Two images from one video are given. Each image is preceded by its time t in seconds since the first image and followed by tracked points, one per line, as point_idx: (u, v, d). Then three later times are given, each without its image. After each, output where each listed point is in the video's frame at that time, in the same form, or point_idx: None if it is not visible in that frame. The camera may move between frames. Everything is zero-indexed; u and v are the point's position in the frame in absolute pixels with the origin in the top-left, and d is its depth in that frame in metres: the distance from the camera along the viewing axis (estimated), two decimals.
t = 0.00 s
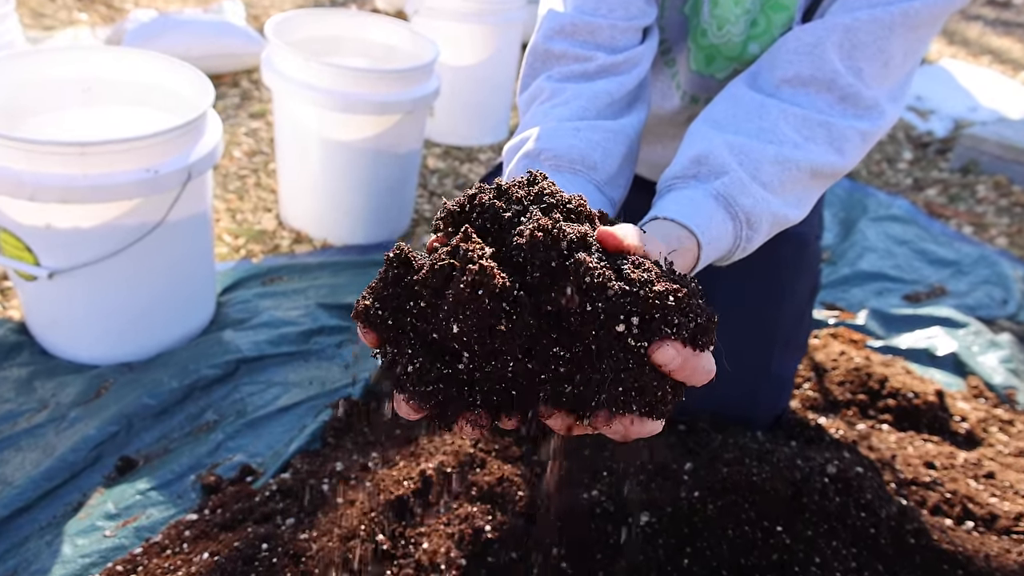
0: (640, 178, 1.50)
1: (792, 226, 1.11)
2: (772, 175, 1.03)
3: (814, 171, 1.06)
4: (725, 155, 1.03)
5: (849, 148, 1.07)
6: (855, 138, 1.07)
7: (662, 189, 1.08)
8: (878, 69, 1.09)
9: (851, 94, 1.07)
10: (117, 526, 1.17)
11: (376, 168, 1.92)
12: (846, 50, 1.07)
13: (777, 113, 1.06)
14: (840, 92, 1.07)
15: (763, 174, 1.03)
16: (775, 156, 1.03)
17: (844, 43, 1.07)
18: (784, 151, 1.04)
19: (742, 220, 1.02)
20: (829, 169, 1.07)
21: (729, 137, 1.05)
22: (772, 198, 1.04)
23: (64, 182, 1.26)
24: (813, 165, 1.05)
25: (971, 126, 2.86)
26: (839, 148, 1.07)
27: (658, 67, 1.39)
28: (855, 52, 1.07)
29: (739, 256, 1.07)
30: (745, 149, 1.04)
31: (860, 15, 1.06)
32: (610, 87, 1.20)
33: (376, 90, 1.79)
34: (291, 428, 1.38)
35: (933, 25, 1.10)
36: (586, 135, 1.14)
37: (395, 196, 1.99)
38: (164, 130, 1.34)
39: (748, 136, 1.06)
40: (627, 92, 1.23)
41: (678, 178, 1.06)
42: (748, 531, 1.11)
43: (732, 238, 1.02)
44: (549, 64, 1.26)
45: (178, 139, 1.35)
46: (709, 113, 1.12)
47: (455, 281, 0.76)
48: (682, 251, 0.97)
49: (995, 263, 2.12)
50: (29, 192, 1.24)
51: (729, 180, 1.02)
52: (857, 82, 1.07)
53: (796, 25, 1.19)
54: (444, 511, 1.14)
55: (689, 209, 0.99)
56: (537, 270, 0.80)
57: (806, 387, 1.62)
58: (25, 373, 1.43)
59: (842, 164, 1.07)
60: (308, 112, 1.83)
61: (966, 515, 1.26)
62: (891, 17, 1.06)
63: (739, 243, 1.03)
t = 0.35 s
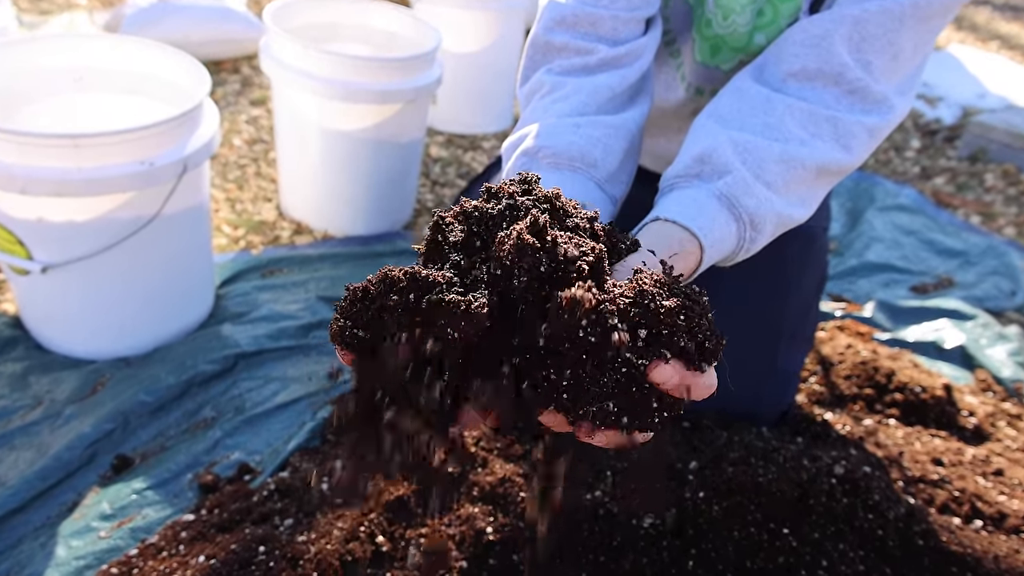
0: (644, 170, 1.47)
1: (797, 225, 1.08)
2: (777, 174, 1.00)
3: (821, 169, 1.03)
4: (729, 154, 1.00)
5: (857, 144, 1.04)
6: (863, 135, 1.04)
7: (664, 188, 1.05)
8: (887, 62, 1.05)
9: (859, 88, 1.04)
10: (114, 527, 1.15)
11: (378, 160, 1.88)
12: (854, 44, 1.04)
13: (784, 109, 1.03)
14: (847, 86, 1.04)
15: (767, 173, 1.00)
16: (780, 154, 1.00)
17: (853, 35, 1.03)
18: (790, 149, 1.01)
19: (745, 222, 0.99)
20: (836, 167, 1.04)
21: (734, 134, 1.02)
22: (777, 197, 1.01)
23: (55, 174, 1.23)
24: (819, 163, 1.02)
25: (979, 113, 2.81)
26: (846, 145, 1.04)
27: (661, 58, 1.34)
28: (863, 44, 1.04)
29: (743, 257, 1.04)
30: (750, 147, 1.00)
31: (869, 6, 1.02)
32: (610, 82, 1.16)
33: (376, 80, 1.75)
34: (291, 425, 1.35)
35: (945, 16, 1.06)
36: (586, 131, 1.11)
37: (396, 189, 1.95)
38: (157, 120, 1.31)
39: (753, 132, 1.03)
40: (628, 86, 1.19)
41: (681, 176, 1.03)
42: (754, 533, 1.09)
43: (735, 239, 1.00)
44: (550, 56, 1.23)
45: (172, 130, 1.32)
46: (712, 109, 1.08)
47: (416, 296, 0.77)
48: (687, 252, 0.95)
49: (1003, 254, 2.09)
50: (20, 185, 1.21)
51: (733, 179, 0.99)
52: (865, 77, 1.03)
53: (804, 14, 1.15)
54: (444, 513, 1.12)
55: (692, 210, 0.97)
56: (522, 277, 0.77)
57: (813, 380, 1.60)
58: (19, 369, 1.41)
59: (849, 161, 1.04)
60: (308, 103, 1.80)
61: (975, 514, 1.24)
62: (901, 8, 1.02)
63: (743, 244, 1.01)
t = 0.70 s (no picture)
0: (644, 158, 1.46)
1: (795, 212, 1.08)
2: (775, 160, 1.00)
3: (818, 157, 1.03)
4: (728, 140, 0.99)
5: (855, 132, 1.04)
6: (861, 122, 1.04)
7: (662, 175, 1.05)
8: (885, 50, 1.04)
9: (857, 75, 1.03)
10: (115, 517, 1.16)
11: (379, 150, 1.87)
12: (852, 31, 1.03)
13: (782, 95, 1.02)
14: (846, 73, 1.03)
15: (766, 159, 1.00)
16: (779, 141, 1.00)
17: (851, 23, 1.03)
18: (788, 136, 1.00)
19: (745, 207, 0.99)
20: (834, 154, 1.03)
21: (732, 120, 1.02)
22: (775, 183, 1.01)
23: (55, 164, 1.22)
24: (817, 150, 1.01)
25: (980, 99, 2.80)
26: (844, 132, 1.03)
27: (660, 47, 1.33)
28: (861, 32, 1.03)
29: (742, 243, 1.04)
30: (749, 134, 1.00)
31: None
32: (610, 69, 1.15)
33: (377, 68, 1.74)
34: (293, 415, 1.35)
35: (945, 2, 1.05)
36: (585, 118, 1.10)
37: (398, 178, 1.94)
38: (156, 110, 1.30)
39: (752, 119, 1.02)
40: (628, 73, 1.18)
41: (679, 163, 1.03)
42: (753, 521, 1.10)
43: (734, 225, 0.99)
44: (549, 43, 1.22)
45: (171, 119, 1.31)
46: (711, 95, 1.08)
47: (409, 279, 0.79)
48: (687, 229, 0.95)
49: (1002, 241, 2.09)
50: (19, 175, 1.21)
51: (731, 165, 0.98)
52: (863, 65, 1.03)
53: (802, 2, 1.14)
54: (446, 502, 1.12)
55: (691, 196, 0.97)
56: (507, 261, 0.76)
57: (812, 368, 1.60)
58: (20, 359, 1.40)
59: (846, 149, 1.04)
60: (309, 92, 1.79)
61: (971, 500, 1.24)
62: None
63: (742, 230, 1.00)
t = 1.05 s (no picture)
0: (640, 148, 1.48)
1: (786, 196, 1.10)
2: (766, 146, 1.02)
3: (808, 143, 1.05)
4: (720, 126, 1.01)
5: (843, 119, 1.06)
6: (849, 110, 1.06)
7: (657, 160, 1.07)
8: (873, 40, 1.06)
9: (845, 64, 1.05)
10: (128, 502, 1.18)
11: (380, 141, 1.89)
12: (840, 21, 1.05)
13: (772, 83, 1.04)
14: (834, 62, 1.05)
15: (757, 145, 1.02)
16: (769, 127, 1.02)
17: (839, 13, 1.05)
18: (778, 122, 1.02)
19: (736, 189, 1.01)
20: (823, 140, 1.06)
21: (724, 107, 1.04)
22: (766, 169, 1.03)
23: (64, 158, 1.24)
24: (806, 136, 1.03)
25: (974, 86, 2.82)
26: (833, 119, 1.06)
27: (656, 38, 1.35)
28: (849, 22, 1.05)
29: (734, 226, 1.06)
30: (740, 121, 1.02)
31: None
32: (606, 60, 1.17)
33: (377, 61, 1.75)
34: (300, 403, 1.38)
35: None
36: (584, 105, 1.12)
37: (399, 169, 1.95)
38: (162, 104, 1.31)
39: (743, 107, 1.04)
40: (624, 64, 1.20)
41: (674, 149, 1.05)
42: (749, 502, 1.13)
43: (726, 208, 1.01)
44: (547, 36, 1.24)
45: (178, 114, 1.32)
46: (704, 83, 1.10)
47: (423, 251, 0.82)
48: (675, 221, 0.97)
49: (995, 226, 2.11)
50: (29, 169, 1.22)
51: (723, 150, 1.01)
52: (849, 54, 1.05)
53: None
54: (451, 486, 1.15)
55: (684, 179, 0.99)
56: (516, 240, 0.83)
57: (808, 354, 1.62)
58: (30, 349, 1.42)
59: (835, 135, 1.06)
60: (311, 85, 1.80)
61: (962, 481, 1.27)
62: None
63: (734, 214, 1.03)
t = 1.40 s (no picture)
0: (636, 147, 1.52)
1: (775, 192, 1.13)
2: (755, 145, 1.06)
3: (796, 142, 1.08)
4: (711, 126, 1.05)
5: (829, 119, 1.10)
6: (835, 110, 1.10)
7: (650, 160, 1.10)
8: (856, 43, 1.10)
9: (830, 67, 1.09)
10: (139, 492, 1.22)
11: (381, 139, 1.92)
12: (826, 25, 1.09)
13: (760, 85, 1.08)
14: (820, 66, 1.09)
15: (746, 144, 1.05)
16: (757, 127, 1.05)
17: (825, 18, 1.09)
18: (767, 122, 1.06)
19: (728, 186, 1.04)
20: (810, 139, 1.09)
21: (714, 109, 1.07)
22: (755, 167, 1.07)
23: (77, 158, 1.27)
24: (794, 135, 1.07)
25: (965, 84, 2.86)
26: (819, 119, 1.09)
27: (650, 41, 1.38)
28: (834, 27, 1.09)
29: (725, 222, 1.10)
30: (730, 121, 1.06)
31: None
32: (603, 62, 1.21)
33: (378, 61, 1.78)
34: (305, 395, 1.41)
35: None
36: (584, 106, 1.15)
37: (400, 166, 1.98)
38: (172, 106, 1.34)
39: (733, 109, 1.07)
40: (620, 67, 1.23)
41: (667, 149, 1.08)
42: (740, 489, 1.17)
43: (717, 205, 1.05)
44: (546, 40, 1.27)
45: (188, 115, 1.36)
46: (696, 86, 1.13)
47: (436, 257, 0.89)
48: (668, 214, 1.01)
49: (984, 222, 2.15)
50: (43, 168, 1.26)
51: (714, 150, 1.04)
52: (834, 57, 1.09)
53: None
54: (452, 477, 1.19)
55: (677, 176, 1.03)
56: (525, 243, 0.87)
57: (800, 348, 1.66)
58: (40, 344, 1.46)
59: (822, 134, 1.10)
60: (314, 85, 1.83)
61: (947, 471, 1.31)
62: None
63: (725, 210, 1.06)
